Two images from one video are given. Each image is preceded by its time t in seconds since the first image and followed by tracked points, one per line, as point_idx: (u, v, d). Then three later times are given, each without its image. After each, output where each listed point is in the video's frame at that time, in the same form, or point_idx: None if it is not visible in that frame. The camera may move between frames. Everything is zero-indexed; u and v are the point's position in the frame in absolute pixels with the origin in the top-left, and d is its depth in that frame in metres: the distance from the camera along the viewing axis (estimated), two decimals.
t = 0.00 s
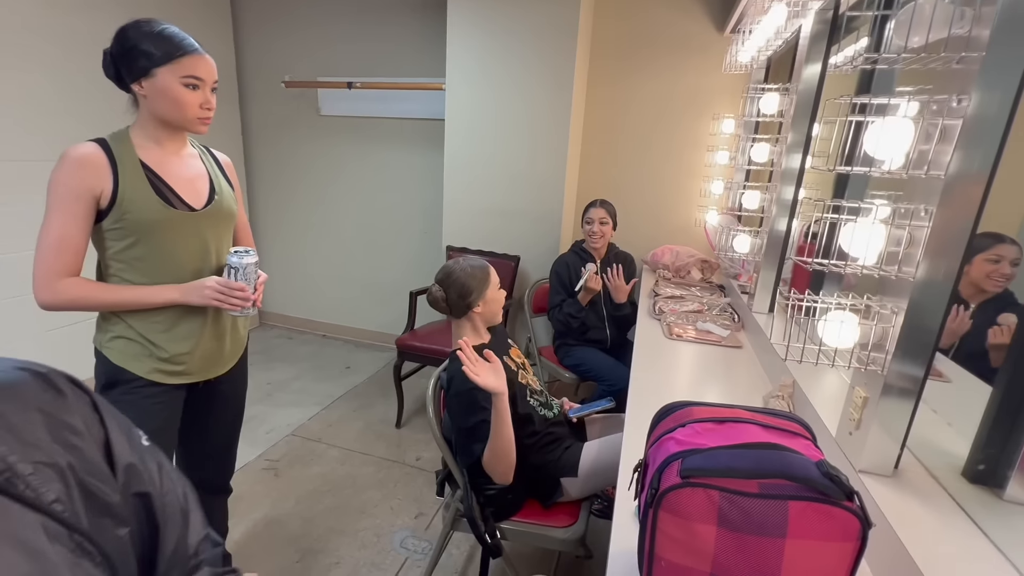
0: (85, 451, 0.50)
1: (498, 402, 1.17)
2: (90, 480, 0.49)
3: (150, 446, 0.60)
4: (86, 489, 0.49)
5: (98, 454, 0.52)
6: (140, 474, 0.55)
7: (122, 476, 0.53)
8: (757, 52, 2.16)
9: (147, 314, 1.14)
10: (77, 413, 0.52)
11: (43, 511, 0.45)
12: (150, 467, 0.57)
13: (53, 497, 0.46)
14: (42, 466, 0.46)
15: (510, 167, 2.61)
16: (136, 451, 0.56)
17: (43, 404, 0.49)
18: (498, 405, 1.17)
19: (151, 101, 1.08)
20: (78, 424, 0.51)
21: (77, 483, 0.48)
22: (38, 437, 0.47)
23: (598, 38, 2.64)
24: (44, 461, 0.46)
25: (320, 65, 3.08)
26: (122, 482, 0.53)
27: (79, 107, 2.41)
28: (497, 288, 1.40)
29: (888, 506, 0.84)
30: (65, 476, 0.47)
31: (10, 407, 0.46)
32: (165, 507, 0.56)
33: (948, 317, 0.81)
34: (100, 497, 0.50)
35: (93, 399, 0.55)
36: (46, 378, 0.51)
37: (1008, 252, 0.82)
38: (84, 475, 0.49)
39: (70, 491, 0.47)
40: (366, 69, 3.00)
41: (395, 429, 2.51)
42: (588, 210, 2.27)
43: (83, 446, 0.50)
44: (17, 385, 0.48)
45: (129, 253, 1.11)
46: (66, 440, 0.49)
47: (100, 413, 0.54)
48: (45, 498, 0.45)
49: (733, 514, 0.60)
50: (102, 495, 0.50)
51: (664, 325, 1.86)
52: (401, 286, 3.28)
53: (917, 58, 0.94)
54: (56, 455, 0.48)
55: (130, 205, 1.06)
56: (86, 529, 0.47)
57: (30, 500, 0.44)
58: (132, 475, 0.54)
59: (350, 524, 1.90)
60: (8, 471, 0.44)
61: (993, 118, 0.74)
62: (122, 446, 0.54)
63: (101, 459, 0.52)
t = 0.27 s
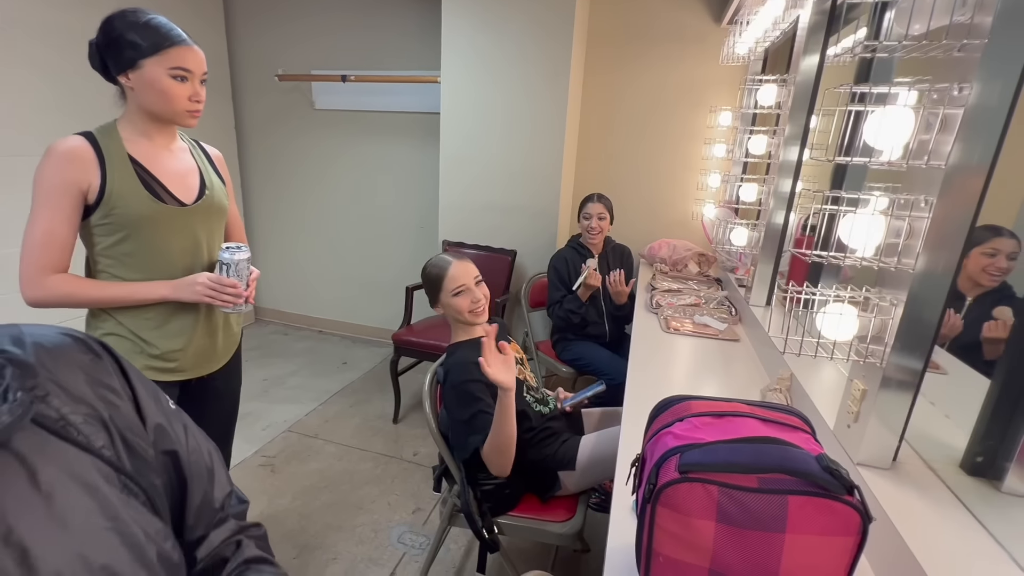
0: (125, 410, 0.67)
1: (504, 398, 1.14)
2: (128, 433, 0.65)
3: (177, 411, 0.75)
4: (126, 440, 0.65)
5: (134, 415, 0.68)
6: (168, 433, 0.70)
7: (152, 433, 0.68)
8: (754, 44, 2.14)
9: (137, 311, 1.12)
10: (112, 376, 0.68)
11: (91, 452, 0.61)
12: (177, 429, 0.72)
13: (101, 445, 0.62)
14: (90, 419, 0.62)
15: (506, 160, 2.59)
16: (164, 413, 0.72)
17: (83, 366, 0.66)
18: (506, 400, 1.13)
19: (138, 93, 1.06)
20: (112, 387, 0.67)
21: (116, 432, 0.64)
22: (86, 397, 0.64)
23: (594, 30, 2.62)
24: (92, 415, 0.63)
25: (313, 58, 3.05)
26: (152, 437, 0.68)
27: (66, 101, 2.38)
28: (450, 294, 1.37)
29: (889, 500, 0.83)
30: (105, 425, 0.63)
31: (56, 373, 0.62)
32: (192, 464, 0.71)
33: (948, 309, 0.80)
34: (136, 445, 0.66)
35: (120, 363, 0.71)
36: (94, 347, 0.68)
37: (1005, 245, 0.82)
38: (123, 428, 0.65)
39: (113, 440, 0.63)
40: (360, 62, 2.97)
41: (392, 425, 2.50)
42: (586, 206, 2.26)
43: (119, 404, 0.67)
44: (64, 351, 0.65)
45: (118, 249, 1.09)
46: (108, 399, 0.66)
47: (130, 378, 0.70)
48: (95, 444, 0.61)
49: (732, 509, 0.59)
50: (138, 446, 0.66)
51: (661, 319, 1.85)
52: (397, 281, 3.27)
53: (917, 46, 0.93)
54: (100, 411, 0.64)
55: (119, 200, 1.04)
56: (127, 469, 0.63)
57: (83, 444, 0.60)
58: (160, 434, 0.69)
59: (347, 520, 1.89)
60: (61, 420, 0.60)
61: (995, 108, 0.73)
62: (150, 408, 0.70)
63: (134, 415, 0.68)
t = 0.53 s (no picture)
0: (125, 380, 0.65)
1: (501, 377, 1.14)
2: (130, 402, 0.64)
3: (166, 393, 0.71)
4: (130, 407, 0.64)
5: (133, 386, 0.66)
6: (164, 409, 0.68)
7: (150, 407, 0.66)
8: (756, 34, 2.11)
9: (134, 307, 1.12)
10: (109, 348, 0.66)
11: (99, 416, 0.60)
12: (173, 406, 0.70)
13: (108, 411, 0.61)
14: (99, 386, 0.61)
15: (506, 153, 2.57)
16: (159, 392, 0.69)
17: (84, 336, 0.64)
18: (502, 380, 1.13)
19: (128, 86, 1.05)
20: (114, 361, 0.66)
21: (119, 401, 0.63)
22: (91, 367, 0.62)
23: (594, 20, 2.59)
24: (100, 382, 0.62)
25: (310, 52, 3.03)
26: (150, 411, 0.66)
27: (59, 96, 2.37)
28: (446, 289, 1.36)
29: (891, 494, 0.82)
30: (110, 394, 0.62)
31: (60, 343, 0.61)
32: (188, 435, 0.70)
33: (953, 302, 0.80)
34: (137, 414, 0.64)
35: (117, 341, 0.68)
36: (93, 325, 0.66)
37: (993, 237, 0.81)
38: (125, 395, 0.64)
39: (119, 407, 0.62)
40: (358, 55, 2.95)
41: (392, 419, 2.50)
42: (602, 197, 2.23)
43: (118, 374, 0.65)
44: (70, 330, 0.63)
45: (112, 244, 1.08)
46: (107, 369, 0.64)
47: (127, 356, 0.68)
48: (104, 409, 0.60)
49: (734, 504, 0.58)
50: (140, 415, 0.64)
51: (662, 312, 1.84)
52: (397, 276, 3.26)
53: (923, 32, 0.91)
54: (105, 379, 0.63)
55: (112, 195, 1.03)
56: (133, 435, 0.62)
57: (91, 408, 0.59)
58: (157, 408, 0.67)
59: (349, 514, 1.89)
60: (71, 385, 0.59)
61: (1001, 95, 0.72)
62: (147, 385, 0.67)
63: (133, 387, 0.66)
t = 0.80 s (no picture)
0: (147, 358, 0.57)
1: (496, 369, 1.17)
2: (157, 380, 0.56)
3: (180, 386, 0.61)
4: (157, 384, 0.55)
5: (154, 366, 0.57)
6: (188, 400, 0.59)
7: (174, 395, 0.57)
8: (758, 31, 2.10)
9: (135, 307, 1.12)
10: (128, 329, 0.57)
11: (134, 382, 0.51)
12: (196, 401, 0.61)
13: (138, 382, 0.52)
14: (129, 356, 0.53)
15: (508, 153, 2.57)
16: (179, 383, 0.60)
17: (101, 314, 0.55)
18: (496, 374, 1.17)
19: (127, 88, 1.05)
20: (136, 340, 0.57)
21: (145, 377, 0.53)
22: (118, 341, 0.54)
23: (595, 19, 2.58)
24: (130, 357, 0.54)
25: (311, 52, 3.03)
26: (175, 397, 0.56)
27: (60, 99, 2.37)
28: (470, 282, 1.37)
29: (897, 494, 0.81)
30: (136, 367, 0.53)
31: (94, 323, 0.53)
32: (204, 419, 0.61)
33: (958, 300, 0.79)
34: (164, 392, 0.56)
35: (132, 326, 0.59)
36: (112, 307, 0.58)
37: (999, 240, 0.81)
38: (152, 374, 0.55)
39: (148, 379, 0.54)
40: (359, 55, 2.95)
41: (395, 419, 2.50)
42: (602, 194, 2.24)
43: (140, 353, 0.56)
44: (96, 313, 0.55)
45: (112, 247, 1.08)
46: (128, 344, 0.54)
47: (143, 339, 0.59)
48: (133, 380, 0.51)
49: (737, 506, 0.58)
50: (168, 395, 0.55)
51: (665, 311, 1.83)
52: (399, 276, 3.26)
53: (925, 29, 0.91)
54: (132, 354, 0.54)
55: (111, 199, 1.03)
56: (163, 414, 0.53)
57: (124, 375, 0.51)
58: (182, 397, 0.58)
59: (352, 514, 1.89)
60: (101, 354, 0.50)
61: (1006, 93, 0.71)
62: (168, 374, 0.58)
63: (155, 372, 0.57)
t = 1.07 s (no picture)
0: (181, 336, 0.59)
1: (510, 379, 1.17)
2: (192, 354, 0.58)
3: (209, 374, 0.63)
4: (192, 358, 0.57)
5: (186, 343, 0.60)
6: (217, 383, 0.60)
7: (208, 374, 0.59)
8: (758, 31, 2.09)
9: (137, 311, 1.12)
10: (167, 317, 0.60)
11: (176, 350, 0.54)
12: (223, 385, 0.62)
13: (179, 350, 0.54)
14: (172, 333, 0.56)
15: (508, 154, 2.57)
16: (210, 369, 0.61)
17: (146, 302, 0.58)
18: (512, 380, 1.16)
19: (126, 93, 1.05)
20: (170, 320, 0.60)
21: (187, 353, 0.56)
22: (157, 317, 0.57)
23: (595, 19, 2.58)
24: (170, 331, 0.57)
25: (312, 54, 3.04)
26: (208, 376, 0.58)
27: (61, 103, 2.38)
28: (483, 283, 1.38)
29: (898, 496, 0.81)
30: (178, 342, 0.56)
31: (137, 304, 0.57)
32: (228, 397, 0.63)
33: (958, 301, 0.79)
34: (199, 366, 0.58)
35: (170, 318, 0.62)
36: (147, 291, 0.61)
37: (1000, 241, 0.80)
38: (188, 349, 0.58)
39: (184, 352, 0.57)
40: (360, 57, 2.95)
41: (396, 421, 2.50)
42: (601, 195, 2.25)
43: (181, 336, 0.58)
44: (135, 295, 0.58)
45: (111, 251, 1.08)
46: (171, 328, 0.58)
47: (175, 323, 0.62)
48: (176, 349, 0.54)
49: (735, 508, 0.58)
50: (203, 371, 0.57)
51: (665, 312, 1.83)
52: (400, 277, 3.27)
53: (923, 28, 0.91)
54: (169, 328, 0.57)
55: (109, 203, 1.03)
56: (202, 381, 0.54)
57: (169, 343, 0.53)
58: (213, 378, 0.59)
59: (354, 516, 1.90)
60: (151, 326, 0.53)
61: (1005, 94, 0.71)
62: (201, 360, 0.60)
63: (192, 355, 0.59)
